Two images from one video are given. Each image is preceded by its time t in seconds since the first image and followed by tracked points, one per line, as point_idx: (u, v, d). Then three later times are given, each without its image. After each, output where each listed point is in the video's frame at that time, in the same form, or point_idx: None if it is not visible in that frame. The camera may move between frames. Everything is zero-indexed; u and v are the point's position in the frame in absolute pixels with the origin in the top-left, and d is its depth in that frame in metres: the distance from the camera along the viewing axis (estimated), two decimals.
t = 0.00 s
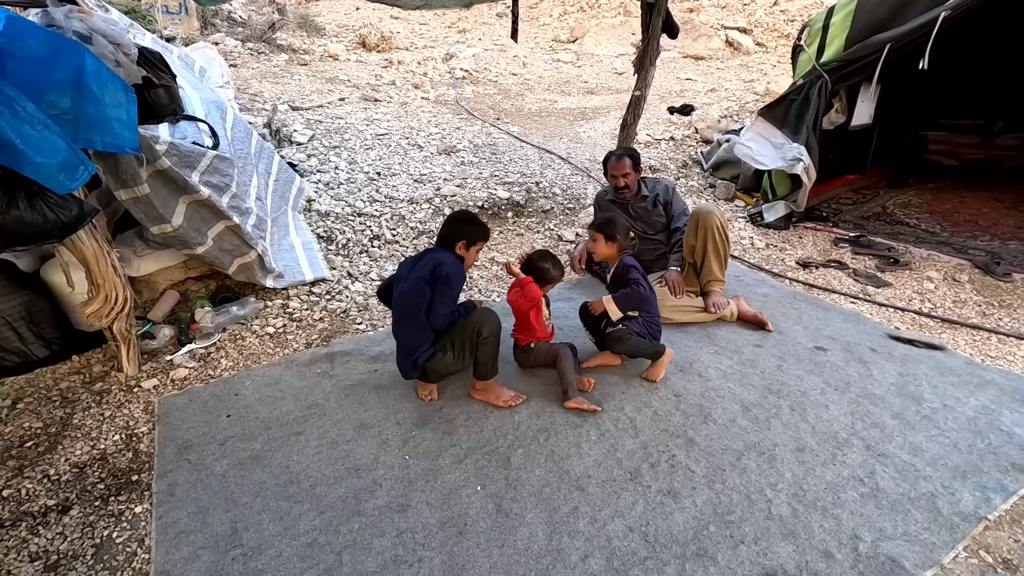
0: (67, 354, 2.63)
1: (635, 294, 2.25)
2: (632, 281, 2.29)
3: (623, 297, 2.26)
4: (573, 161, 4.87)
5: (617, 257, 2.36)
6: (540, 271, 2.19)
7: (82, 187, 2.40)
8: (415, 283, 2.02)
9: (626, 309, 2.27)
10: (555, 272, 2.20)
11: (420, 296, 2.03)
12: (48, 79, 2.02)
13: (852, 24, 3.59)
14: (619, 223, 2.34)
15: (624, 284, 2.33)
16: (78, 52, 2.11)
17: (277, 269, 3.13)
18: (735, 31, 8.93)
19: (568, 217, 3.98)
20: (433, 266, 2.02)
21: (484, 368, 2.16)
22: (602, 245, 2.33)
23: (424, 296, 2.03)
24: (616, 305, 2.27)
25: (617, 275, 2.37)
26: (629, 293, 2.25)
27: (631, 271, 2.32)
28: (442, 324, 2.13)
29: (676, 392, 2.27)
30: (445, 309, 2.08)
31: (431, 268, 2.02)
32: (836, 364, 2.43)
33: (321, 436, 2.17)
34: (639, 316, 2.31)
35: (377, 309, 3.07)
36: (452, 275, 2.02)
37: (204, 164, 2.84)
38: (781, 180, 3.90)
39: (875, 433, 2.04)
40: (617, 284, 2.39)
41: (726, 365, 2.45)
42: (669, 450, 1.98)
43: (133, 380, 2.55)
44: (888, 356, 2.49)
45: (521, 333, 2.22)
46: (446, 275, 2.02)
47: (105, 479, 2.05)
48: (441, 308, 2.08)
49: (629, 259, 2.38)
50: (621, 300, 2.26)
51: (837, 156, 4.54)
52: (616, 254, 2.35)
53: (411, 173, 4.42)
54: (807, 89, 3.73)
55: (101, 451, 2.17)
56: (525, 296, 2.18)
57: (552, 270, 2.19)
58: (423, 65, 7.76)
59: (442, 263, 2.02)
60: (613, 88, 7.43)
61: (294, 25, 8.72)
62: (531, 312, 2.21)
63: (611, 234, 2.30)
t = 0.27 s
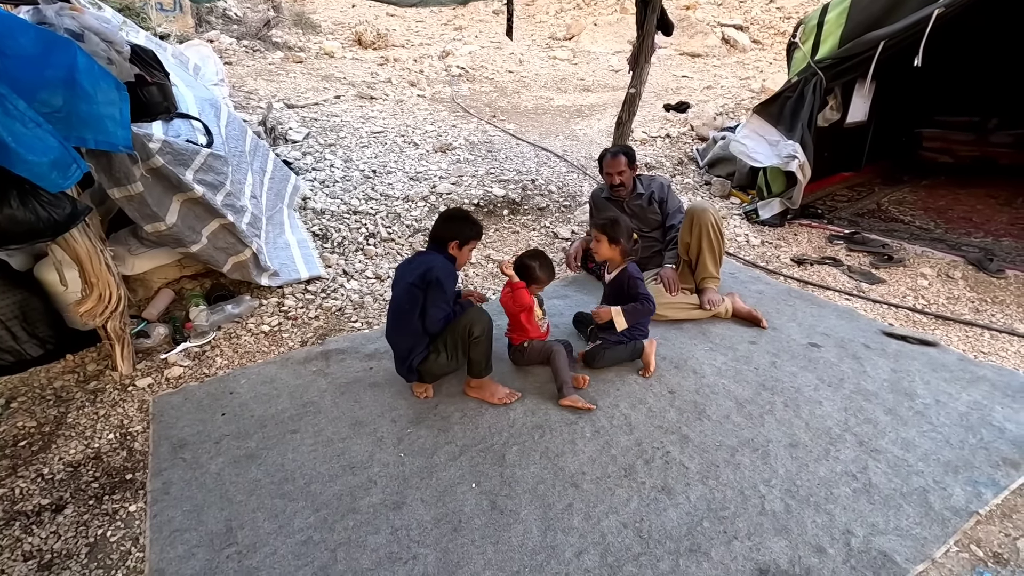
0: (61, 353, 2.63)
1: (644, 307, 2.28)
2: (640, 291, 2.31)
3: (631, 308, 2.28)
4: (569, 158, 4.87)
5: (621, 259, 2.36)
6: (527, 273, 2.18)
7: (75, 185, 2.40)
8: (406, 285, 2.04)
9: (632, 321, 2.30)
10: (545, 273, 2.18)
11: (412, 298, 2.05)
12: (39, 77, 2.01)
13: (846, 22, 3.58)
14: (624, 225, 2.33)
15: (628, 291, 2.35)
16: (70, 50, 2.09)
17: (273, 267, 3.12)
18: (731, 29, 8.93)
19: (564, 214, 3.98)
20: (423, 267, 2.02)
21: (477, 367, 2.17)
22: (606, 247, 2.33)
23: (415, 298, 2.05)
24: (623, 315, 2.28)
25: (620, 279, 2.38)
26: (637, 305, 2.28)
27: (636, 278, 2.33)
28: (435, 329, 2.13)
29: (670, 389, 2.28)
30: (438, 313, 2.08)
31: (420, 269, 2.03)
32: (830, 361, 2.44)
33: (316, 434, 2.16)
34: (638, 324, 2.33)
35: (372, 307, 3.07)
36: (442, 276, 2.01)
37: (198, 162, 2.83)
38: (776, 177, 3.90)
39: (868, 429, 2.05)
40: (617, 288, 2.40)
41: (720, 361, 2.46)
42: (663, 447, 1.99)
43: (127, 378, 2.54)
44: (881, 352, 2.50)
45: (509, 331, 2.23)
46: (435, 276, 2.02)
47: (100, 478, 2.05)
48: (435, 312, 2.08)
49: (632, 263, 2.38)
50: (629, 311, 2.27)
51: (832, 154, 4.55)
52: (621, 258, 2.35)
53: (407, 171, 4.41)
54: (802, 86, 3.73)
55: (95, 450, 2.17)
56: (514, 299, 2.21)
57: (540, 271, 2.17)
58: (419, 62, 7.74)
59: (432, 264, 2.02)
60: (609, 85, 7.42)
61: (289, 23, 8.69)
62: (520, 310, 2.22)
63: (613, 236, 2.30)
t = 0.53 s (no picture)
0: (53, 354, 2.59)
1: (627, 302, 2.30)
2: (624, 285, 2.30)
3: (616, 303, 2.32)
4: (567, 156, 4.84)
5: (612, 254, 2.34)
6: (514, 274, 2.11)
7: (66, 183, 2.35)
8: (404, 285, 2.01)
9: (620, 317, 2.32)
10: (530, 274, 2.09)
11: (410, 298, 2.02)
12: (27, 72, 1.98)
13: (847, 17, 3.53)
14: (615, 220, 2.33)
15: (614, 285, 2.35)
16: (59, 45, 2.05)
17: (268, 266, 3.08)
18: (729, 26, 8.91)
19: (563, 213, 3.95)
20: (421, 266, 2.00)
21: (477, 369, 2.14)
22: (596, 241, 2.32)
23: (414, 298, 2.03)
24: (610, 310, 2.34)
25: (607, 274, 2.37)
26: (623, 300, 2.30)
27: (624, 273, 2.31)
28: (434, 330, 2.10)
29: (672, 389, 2.25)
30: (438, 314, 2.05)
31: (419, 268, 2.00)
32: (833, 360, 2.42)
33: (313, 436, 2.13)
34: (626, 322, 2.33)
35: (370, 306, 3.04)
36: (439, 275, 1.99)
37: (192, 159, 2.78)
38: (776, 174, 3.90)
39: (872, 429, 2.03)
40: (606, 281, 2.40)
41: (722, 360, 2.43)
42: (666, 448, 1.96)
43: (121, 380, 2.50)
44: (884, 351, 2.48)
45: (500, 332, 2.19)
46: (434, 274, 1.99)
47: (92, 482, 2.01)
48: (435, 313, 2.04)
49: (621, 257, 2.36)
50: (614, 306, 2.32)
51: (832, 151, 4.53)
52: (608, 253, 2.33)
53: (404, 169, 4.38)
54: (802, 83, 3.71)
55: (88, 453, 2.13)
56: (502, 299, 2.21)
57: (526, 271, 2.08)
58: (416, 60, 7.70)
59: (430, 263, 2.00)
60: (607, 82, 7.39)
61: (284, 20, 8.63)
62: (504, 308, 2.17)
63: (603, 231, 2.28)
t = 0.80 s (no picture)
0: (48, 359, 2.52)
1: (628, 294, 2.25)
2: (621, 278, 2.26)
3: (616, 297, 2.27)
4: (569, 155, 4.79)
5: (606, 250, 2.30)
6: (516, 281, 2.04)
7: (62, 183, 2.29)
8: (408, 285, 1.98)
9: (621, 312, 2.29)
10: (528, 286, 2.00)
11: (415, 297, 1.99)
12: (19, 69, 1.92)
13: (853, 14, 3.50)
14: (608, 218, 2.31)
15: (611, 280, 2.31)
16: (53, 42, 2.01)
17: (268, 268, 3.02)
18: (728, 24, 8.88)
19: (566, 212, 3.91)
20: (424, 266, 1.95)
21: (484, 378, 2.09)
22: (591, 239, 2.28)
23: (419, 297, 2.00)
24: (611, 305, 2.29)
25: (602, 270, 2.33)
26: (622, 292, 2.26)
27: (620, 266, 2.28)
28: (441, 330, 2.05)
29: (683, 392, 2.21)
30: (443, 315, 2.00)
31: (422, 268, 1.96)
32: (844, 362, 2.38)
33: (317, 443, 2.08)
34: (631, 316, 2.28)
35: (372, 308, 2.98)
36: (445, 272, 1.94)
37: (190, 159, 2.72)
38: (780, 174, 3.86)
39: (888, 433, 1.99)
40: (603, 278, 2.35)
41: (732, 363, 2.39)
42: (678, 454, 1.92)
43: (118, 385, 2.44)
44: (896, 352, 2.44)
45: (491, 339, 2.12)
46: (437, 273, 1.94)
47: (90, 492, 1.95)
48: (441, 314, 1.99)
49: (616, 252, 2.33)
50: (614, 300, 2.27)
51: (835, 149, 4.50)
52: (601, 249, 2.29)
53: (405, 168, 4.32)
54: (808, 81, 3.68)
55: (84, 462, 2.08)
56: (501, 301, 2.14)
57: (526, 282, 2.01)
58: (414, 58, 7.64)
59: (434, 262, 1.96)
60: (607, 81, 7.34)
61: (281, 17, 8.54)
62: (494, 313, 2.10)
63: (597, 227, 2.26)
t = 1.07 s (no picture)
0: (44, 363, 2.48)
1: (646, 291, 2.28)
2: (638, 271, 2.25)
3: (635, 292, 2.27)
4: (569, 154, 4.76)
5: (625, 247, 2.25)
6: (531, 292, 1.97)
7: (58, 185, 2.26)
8: (409, 286, 1.95)
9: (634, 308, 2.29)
10: (536, 301, 1.94)
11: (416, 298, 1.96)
12: (13, 67, 1.88)
13: (856, 13, 3.49)
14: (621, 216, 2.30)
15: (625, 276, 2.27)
16: (48, 40, 1.97)
17: (267, 269, 2.98)
18: (726, 22, 8.87)
19: (567, 212, 3.88)
20: (425, 266, 1.92)
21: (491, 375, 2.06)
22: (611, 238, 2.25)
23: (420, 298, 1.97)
24: (626, 300, 2.29)
25: (606, 267, 2.21)
26: (641, 287, 2.28)
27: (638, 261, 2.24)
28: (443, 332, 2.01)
29: (689, 395, 2.19)
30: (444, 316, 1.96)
31: (423, 268, 1.93)
32: (850, 363, 2.36)
33: (319, 448, 2.05)
34: (643, 316, 2.29)
35: (373, 310, 2.95)
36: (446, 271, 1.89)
37: (188, 159, 2.68)
38: (782, 173, 3.85)
39: (896, 436, 1.97)
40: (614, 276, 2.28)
41: (738, 365, 2.37)
42: (686, 458, 1.90)
43: (116, 390, 2.41)
44: (902, 354, 2.42)
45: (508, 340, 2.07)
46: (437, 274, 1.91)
47: (87, 500, 1.92)
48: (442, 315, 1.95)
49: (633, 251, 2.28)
50: (632, 295, 2.27)
51: (836, 148, 4.49)
52: (621, 244, 2.25)
53: (404, 168, 4.29)
54: (810, 80, 3.66)
55: (82, 468, 2.04)
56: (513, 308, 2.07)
57: (538, 297, 1.94)
58: (412, 56, 7.60)
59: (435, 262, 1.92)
60: (606, 79, 7.32)
61: (277, 15, 8.49)
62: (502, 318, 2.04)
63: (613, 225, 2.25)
